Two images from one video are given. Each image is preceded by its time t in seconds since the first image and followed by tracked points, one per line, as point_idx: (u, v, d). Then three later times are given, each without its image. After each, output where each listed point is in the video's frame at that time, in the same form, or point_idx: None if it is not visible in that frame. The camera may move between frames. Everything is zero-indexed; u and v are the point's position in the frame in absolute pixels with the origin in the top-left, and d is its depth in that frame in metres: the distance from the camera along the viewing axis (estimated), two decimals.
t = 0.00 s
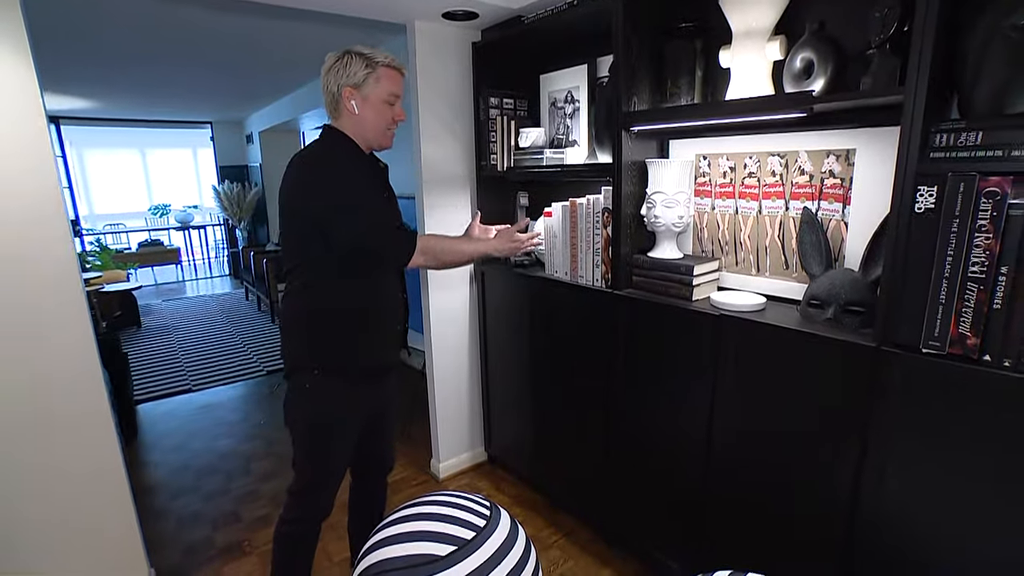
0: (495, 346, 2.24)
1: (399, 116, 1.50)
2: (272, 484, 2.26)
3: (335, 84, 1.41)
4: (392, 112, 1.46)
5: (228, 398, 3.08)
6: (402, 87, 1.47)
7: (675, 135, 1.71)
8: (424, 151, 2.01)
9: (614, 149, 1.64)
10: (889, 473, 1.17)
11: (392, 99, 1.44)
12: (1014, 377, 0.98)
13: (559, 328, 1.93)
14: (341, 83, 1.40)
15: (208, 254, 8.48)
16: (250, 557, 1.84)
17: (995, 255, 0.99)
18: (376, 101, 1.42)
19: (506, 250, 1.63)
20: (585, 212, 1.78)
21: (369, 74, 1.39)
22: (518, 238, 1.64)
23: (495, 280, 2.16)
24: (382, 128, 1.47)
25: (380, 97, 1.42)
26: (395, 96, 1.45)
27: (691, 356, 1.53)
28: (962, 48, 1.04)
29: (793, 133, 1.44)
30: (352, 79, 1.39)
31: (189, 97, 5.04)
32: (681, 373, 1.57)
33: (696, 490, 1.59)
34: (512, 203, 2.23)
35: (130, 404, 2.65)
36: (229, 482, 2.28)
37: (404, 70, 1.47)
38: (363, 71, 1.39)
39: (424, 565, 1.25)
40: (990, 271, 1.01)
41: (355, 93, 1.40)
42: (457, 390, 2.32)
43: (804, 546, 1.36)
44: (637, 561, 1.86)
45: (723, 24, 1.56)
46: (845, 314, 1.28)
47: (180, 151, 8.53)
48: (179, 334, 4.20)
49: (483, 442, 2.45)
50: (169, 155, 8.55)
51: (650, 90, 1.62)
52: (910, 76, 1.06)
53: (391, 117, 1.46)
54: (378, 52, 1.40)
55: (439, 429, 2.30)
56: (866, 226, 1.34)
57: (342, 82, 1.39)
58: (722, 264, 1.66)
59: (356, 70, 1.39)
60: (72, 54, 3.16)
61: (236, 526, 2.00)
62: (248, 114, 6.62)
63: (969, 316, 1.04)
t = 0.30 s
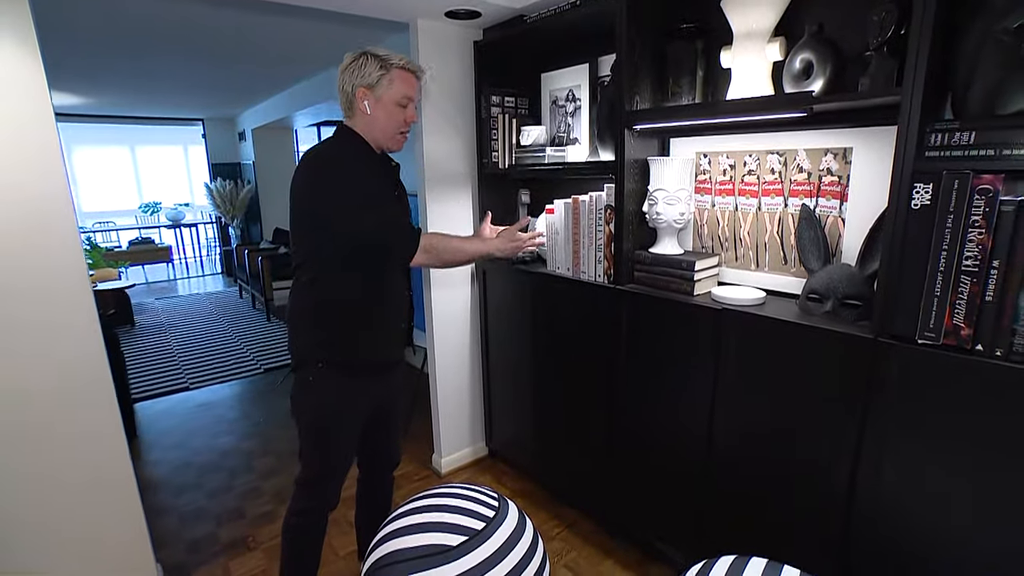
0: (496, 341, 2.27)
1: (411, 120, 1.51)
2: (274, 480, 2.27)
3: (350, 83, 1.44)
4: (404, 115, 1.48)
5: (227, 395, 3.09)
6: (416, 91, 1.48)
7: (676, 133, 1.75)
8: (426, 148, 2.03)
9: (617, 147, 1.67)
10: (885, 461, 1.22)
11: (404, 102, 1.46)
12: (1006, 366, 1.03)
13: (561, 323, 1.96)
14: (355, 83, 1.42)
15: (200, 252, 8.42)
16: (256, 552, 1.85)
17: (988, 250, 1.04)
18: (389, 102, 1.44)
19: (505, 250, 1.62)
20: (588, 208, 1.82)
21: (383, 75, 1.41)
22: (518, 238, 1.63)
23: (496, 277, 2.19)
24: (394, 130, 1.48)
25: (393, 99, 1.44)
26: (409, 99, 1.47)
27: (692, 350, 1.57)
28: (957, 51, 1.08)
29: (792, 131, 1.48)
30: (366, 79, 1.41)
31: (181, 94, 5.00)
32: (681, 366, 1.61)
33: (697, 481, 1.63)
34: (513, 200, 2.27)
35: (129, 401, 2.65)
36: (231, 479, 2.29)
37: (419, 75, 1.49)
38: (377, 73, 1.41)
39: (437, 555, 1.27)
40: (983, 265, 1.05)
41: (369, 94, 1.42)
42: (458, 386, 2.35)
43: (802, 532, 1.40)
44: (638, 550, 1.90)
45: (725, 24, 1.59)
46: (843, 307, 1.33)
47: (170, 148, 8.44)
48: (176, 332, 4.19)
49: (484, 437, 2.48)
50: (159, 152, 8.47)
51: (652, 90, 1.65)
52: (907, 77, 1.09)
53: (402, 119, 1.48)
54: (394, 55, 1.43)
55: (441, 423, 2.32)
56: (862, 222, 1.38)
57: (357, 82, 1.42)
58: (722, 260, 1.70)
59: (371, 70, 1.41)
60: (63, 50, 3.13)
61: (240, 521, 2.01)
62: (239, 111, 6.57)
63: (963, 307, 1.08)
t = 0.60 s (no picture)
0: (496, 337, 2.29)
1: (412, 118, 1.51)
2: (275, 477, 2.28)
3: (354, 80, 1.45)
4: (403, 113, 1.47)
5: (225, 392, 3.09)
6: (418, 89, 1.47)
7: (676, 132, 1.78)
8: (427, 145, 2.04)
9: (619, 145, 1.70)
10: (881, 452, 1.25)
11: (404, 100, 1.45)
12: (998, 358, 1.06)
13: (562, 319, 1.98)
14: (357, 80, 1.44)
15: (192, 250, 8.37)
16: (259, 548, 1.88)
17: (982, 245, 1.07)
18: (389, 100, 1.44)
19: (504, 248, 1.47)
20: (589, 206, 1.85)
21: (383, 73, 1.42)
22: (518, 235, 1.50)
23: (497, 273, 2.21)
24: (394, 128, 1.49)
25: (392, 98, 1.44)
26: (409, 98, 1.46)
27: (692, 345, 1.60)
28: (953, 53, 1.11)
29: (791, 130, 1.51)
30: (366, 77, 1.42)
31: (173, 90, 4.96)
32: (682, 361, 1.64)
33: (695, 474, 1.67)
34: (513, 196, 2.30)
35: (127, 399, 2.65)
36: (232, 476, 2.30)
37: (422, 73, 1.49)
38: (377, 70, 1.42)
39: (444, 546, 1.28)
40: (977, 260, 1.08)
41: (370, 91, 1.43)
42: (459, 381, 2.37)
43: (800, 523, 1.44)
44: (637, 542, 1.93)
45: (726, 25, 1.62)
46: (840, 302, 1.36)
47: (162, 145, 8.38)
48: (172, 330, 4.17)
49: (484, 432, 2.50)
50: (151, 149, 8.41)
51: (653, 88, 1.68)
52: (904, 77, 1.12)
53: (402, 117, 1.48)
54: (394, 53, 1.43)
55: (442, 419, 2.34)
56: (859, 219, 1.42)
57: (359, 79, 1.43)
58: (722, 256, 1.73)
59: (372, 68, 1.42)
60: (58, 45, 3.11)
61: (242, 518, 2.03)
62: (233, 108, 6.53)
63: (958, 301, 1.11)
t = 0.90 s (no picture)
0: (501, 334, 2.30)
1: (416, 93, 1.50)
2: (280, 474, 2.29)
3: (350, 82, 1.48)
4: (404, 92, 1.47)
5: (229, 389, 3.10)
6: (410, 65, 1.48)
7: (682, 131, 1.79)
8: (433, 143, 2.05)
9: (626, 144, 1.71)
10: (885, 449, 1.27)
11: (401, 78, 1.46)
12: (1004, 356, 1.07)
13: (568, 316, 1.99)
14: (354, 81, 1.47)
15: (194, 248, 8.38)
16: (265, 543, 1.89)
17: (988, 244, 1.08)
18: (387, 84, 1.45)
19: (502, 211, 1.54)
20: (595, 204, 1.86)
21: (372, 62, 1.44)
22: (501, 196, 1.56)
23: (502, 271, 2.22)
24: (403, 107, 1.48)
25: (388, 80, 1.44)
26: (405, 74, 1.46)
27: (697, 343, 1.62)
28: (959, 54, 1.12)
29: (798, 129, 1.52)
30: (360, 72, 1.45)
31: (175, 87, 4.96)
32: (686, 358, 1.65)
33: (700, 471, 1.68)
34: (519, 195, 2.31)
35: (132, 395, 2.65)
36: (237, 472, 2.31)
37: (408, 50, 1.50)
38: (366, 63, 1.44)
39: (453, 541, 1.28)
40: (983, 259, 1.09)
41: (367, 85, 1.45)
42: (464, 379, 2.38)
43: (803, 519, 1.45)
44: (641, 538, 1.94)
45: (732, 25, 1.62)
46: (846, 300, 1.37)
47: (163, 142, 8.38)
48: (175, 327, 4.18)
49: (488, 430, 2.51)
50: (153, 146, 8.42)
51: (660, 88, 1.69)
52: (912, 78, 1.13)
53: (406, 95, 1.47)
54: (374, 41, 1.46)
55: (446, 416, 2.35)
56: (865, 218, 1.43)
57: (355, 80, 1.47)
58: (727, 255, 1.74)
59: (361, 64, 1.45)
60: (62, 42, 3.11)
61: (248, 514, 2.05)
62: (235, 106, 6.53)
63: (964, 300, 1.12)
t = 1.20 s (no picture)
0: (515, 332, 2.31)
1: (434, 99, 1.51)
2: (295, 469, 2.32)
3: (373, 79, 1.50)
4: (421, 96, 1.47)
5: (244, 385, 3.13)
6: (433, 70, 1.48)
7: (698, 128, 1.78)
8: (448, 141, 2.05)
9: (641, 141, 1.70)
10: (905, 449, 1.25)
11: (421, 83, 1.46)
12: None
13: (582, 314, 1.99)
14: (376, 78, 1.48)
15: (208, 246, 8.48)
16: (281, 537, 1.91)
17: (1014, 241, 1.06)
18: (406, 86, 1.46)
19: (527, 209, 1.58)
20: (610, 202, 1.86)
21: (396, 62, 1.45)
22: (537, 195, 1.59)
23: (516, 268, 2.22)
24: (418, 112, 1.49)
25: (407, 82, 1.45)
26: (426, 79, 1.47)
27: (712, 341, 1.61)
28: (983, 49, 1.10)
29: (816, 126, 1.50)
30: (383, 71, 1.47)
31: (190, 87, 5.01)
32: (703, 356, 1.64)
33: (715, 470, 1.67)
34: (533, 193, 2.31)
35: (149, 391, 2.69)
36: (253, 467, 2.33)
37: (435, 55, 1.50)
38: (390, 62, 1.45)
39: (470, 537, 1.28)
40: (1009, 257, 1.07)
41: (388, 84, 1.47)
42: (477, 376, 2.39)
43: (820, 519, 1.44)
44: (655, 536, 1.94)
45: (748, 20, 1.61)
46: (864, 298, 1.36)
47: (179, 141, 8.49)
48: (191, 324, 4.24)
49: (501, 427, 2.52)
50: (169, 145, 8.52)
51: (676, 85, 1.68)
52: (935, 72, 1.12)
53: (423, 100, 1.48)
54: (402, 41, 1.46)
55: (460, 413, 2.37)
56: (884, 216, 1.41)
57: (377, 77, 1.48)
58: (743, 252, 1.74)
59: (386, 63, 1.46)
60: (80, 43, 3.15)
61: (264, 508, 2.07)
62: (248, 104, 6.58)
63: (988, 298, 1.10)
